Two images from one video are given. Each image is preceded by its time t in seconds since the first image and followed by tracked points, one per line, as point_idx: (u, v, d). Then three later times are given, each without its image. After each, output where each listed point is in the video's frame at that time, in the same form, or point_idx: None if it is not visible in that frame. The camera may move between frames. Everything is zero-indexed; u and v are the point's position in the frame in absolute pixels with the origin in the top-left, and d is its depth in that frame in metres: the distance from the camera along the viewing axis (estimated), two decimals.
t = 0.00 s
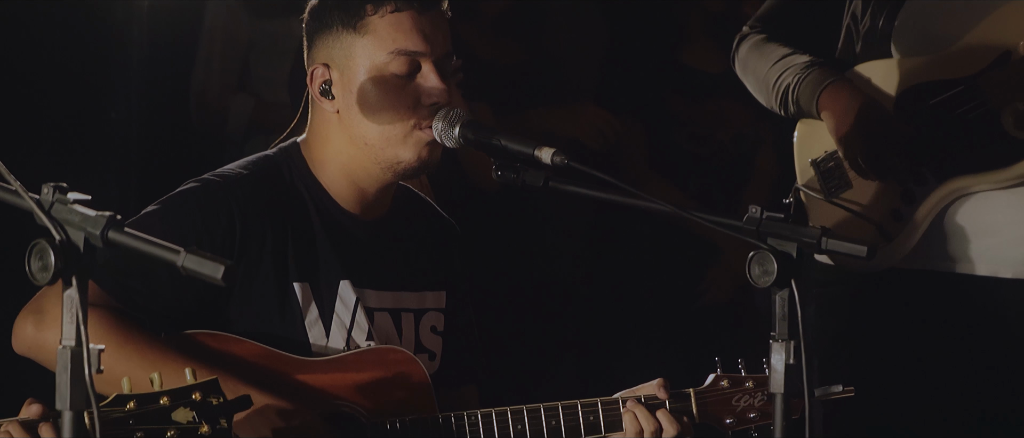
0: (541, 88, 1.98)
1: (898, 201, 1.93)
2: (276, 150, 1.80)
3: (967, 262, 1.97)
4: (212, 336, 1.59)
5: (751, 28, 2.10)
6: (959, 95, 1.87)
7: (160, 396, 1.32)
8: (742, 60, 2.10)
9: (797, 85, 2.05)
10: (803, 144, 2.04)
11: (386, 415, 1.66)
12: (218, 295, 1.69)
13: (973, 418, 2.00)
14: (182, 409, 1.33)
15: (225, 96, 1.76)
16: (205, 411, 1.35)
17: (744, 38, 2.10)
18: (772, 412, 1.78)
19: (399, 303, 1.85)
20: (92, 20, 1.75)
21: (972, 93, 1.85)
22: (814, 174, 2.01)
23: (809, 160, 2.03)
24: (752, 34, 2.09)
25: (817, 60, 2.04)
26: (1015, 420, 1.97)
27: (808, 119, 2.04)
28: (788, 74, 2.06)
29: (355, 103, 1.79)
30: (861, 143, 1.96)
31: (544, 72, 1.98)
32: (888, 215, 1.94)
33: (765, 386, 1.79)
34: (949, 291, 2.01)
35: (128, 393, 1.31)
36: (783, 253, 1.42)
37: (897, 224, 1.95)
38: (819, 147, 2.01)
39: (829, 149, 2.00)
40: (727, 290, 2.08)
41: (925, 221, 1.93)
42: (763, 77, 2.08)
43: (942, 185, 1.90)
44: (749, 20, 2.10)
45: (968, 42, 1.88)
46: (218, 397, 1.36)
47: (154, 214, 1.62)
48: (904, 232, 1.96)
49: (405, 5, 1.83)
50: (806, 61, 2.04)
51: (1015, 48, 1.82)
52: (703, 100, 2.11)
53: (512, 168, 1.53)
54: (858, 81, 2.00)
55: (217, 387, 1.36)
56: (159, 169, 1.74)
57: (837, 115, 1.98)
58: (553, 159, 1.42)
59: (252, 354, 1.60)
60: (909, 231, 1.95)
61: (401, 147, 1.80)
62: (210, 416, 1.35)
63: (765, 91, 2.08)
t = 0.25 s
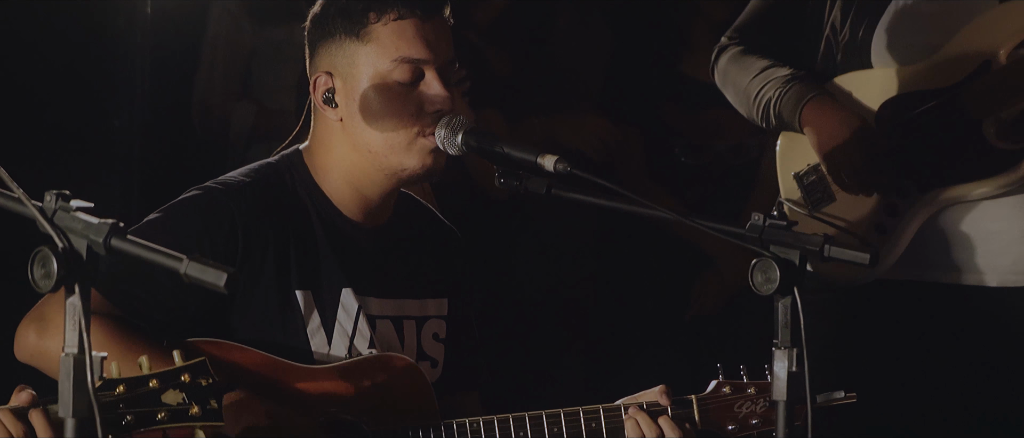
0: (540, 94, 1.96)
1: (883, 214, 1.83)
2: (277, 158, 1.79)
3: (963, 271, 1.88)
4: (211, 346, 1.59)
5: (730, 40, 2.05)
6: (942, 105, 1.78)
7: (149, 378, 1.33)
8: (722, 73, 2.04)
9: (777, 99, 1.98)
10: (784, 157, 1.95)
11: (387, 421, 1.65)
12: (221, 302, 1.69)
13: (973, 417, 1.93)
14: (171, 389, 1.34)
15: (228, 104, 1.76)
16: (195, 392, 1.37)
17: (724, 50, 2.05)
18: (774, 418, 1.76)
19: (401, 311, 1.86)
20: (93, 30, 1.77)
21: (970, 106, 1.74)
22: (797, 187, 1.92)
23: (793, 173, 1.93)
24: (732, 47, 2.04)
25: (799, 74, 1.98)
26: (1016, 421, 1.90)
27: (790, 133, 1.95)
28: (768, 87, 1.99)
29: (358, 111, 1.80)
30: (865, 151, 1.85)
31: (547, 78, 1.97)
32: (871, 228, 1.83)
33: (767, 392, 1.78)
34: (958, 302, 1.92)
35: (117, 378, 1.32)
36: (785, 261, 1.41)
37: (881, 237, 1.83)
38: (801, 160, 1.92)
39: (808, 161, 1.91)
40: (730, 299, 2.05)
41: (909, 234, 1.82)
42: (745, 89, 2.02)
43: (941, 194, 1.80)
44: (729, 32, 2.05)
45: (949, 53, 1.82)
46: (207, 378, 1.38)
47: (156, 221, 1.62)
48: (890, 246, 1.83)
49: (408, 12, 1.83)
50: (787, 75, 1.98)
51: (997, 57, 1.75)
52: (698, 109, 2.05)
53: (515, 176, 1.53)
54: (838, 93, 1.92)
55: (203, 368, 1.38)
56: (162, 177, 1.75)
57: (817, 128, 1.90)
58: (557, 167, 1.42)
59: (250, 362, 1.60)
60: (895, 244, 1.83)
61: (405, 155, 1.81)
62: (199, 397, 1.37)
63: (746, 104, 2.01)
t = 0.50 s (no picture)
0: (538, 105, 1.96)
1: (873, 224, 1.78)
2: (285, 168, 1.80)
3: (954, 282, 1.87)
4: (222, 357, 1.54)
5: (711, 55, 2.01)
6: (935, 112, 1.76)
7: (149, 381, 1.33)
8: (705, 88, 2.00)
9: (762, 112, 1.94)
10: (771, 171, 1.92)
11: None
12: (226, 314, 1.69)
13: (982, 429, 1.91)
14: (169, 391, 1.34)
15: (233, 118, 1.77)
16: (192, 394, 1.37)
17: (705, 65, 2.01)
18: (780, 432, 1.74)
19: (407, 322, 1.86)
20: (98, 43, 1.78)
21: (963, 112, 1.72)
22: (787, 200, 1.89)
23: (779, 186, 1.91)
24: (713, 62, 2.00)
25: (782, 86, 1.94)
26: None
27: (775, 146, 1.92)
28: (752, 102, 1.96)
29: (363, 122, 1.80)
30: (861, 160, 1.80)
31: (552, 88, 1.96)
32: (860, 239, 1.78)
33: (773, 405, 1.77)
34: (956, 313, 1.87)
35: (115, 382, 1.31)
36: (791, 273, 1.39)
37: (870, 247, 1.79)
38: (789, 172, 1.89)
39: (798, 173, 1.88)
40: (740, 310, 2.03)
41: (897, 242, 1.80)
42: (729, 105, 1.99)
43: (953, 198, 1.79)
44: (710, 46, 2.01)
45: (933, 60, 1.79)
46: (206, 381, 1.39)
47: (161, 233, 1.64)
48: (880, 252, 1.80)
49: (413, 22, 1.84)
50: (770, 88, 1.95)
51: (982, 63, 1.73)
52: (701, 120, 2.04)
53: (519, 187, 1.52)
54: (823, 105, 1.88)
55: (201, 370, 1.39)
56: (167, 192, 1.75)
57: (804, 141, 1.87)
58: (562, 178, 1.41)
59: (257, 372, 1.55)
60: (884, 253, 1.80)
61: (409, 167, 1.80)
62: (198, 398, 1.38)
63: (730, 119, 1.98)
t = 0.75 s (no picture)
0: (540, 126, 2.03)
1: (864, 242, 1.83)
2: (289, 183, 1.81)
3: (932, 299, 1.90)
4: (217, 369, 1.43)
5: (693, 77, 2.07)
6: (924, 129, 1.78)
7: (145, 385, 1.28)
8: (688, 111, 2.07)
9: (746, 132, 1.98)
10: (758, 190, 1.96)
11: None
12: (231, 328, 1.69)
13: None
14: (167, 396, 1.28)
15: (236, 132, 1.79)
16: (191, 397, 1.31)
17: (687, 89, 2.07)
18: None
19: (410, 338, 1.86)
20: (103, 59, 1.80)
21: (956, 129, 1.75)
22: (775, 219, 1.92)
23: (767, 205, 1.94)
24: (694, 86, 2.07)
25: (765, 106, 1.98)
26: None
27: (761, 165, 1.95)
28: (736, 122, 1.99)
29: (369, 138, 1.79)
30: (852, 179, 1.85)
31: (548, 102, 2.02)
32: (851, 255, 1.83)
33: (776, 420, 1.78)
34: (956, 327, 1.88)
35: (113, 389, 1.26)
36: (795, 288, 1.37)
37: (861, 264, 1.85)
38: (777, 192, 1.93)
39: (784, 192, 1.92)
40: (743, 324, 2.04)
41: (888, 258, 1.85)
42: (713, 126, 2.03)
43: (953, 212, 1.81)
44: (691, 69, 2.08)
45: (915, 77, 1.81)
46: (203, 384, 1.32)
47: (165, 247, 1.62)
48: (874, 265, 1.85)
49: (418, 38, 1.85)
50: (753, 108, 1.99)
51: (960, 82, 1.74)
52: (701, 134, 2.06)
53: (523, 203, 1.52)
54: (808, 123, 1.92)
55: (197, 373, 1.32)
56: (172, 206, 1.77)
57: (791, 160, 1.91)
58: (566, 193, 1.41)
59: (256, 383, 1.45)
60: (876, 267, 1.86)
61: (414, 183, 1.78)
62: (197, 402, 1.32)
63: (714, 140, 2.03)
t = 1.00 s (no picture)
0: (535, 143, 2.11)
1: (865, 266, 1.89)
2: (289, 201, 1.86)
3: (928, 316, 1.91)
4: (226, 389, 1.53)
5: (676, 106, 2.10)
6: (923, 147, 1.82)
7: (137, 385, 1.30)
8: (676, 139, 2.09)
9: (739, 159, 2.02)
10: (752, 216, 2.00)
11: None
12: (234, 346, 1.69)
13: None
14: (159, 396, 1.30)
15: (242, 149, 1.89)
16: (185, 398, 1.33)
17: (673, 117, 2.10)
18: None
19: (413, 355, 1.85)
20: (110, 83, 1.86)
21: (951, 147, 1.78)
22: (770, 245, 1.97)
23: (762, 230, 1.99)
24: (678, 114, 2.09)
25: (755, 132, 2.03)
26: None
27: (756, 193, 2.01)
28: (728, 150, 2.04)
29: (373, 155, 1.79)
30: (849, 201, 1.90)
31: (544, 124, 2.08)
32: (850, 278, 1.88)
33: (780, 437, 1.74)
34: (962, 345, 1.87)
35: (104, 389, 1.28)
36: (799, 307, 1.35)
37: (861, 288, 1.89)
38: (772, 217, 1.98)
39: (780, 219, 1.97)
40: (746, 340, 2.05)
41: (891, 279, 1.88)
42: (703, 154, 2.07)
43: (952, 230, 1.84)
44: (675, 97, 2.11)
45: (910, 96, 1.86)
46: (196, 383, 1.33)
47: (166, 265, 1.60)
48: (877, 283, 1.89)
49: (425, 57, 1.84)
50: (743, 135, 2.03)
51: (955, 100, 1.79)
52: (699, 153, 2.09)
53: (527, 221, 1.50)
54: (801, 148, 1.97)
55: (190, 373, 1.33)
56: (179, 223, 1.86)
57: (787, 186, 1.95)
58: (569, 212, 1.40)
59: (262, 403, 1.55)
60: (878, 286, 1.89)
61: (417, 201, 1.78)
62: (190, 402, 1.32)
63: (706, 168, 2.06)
